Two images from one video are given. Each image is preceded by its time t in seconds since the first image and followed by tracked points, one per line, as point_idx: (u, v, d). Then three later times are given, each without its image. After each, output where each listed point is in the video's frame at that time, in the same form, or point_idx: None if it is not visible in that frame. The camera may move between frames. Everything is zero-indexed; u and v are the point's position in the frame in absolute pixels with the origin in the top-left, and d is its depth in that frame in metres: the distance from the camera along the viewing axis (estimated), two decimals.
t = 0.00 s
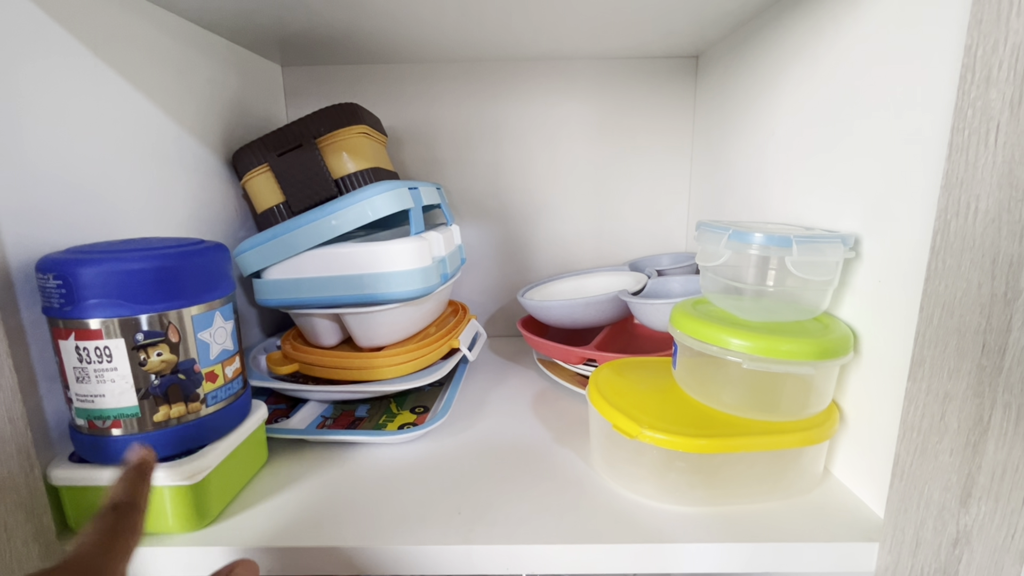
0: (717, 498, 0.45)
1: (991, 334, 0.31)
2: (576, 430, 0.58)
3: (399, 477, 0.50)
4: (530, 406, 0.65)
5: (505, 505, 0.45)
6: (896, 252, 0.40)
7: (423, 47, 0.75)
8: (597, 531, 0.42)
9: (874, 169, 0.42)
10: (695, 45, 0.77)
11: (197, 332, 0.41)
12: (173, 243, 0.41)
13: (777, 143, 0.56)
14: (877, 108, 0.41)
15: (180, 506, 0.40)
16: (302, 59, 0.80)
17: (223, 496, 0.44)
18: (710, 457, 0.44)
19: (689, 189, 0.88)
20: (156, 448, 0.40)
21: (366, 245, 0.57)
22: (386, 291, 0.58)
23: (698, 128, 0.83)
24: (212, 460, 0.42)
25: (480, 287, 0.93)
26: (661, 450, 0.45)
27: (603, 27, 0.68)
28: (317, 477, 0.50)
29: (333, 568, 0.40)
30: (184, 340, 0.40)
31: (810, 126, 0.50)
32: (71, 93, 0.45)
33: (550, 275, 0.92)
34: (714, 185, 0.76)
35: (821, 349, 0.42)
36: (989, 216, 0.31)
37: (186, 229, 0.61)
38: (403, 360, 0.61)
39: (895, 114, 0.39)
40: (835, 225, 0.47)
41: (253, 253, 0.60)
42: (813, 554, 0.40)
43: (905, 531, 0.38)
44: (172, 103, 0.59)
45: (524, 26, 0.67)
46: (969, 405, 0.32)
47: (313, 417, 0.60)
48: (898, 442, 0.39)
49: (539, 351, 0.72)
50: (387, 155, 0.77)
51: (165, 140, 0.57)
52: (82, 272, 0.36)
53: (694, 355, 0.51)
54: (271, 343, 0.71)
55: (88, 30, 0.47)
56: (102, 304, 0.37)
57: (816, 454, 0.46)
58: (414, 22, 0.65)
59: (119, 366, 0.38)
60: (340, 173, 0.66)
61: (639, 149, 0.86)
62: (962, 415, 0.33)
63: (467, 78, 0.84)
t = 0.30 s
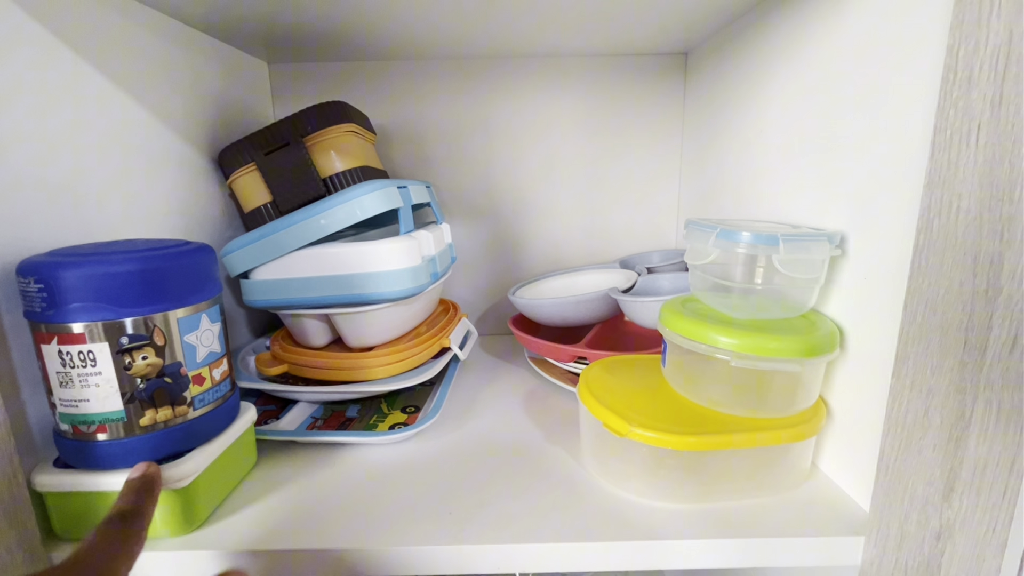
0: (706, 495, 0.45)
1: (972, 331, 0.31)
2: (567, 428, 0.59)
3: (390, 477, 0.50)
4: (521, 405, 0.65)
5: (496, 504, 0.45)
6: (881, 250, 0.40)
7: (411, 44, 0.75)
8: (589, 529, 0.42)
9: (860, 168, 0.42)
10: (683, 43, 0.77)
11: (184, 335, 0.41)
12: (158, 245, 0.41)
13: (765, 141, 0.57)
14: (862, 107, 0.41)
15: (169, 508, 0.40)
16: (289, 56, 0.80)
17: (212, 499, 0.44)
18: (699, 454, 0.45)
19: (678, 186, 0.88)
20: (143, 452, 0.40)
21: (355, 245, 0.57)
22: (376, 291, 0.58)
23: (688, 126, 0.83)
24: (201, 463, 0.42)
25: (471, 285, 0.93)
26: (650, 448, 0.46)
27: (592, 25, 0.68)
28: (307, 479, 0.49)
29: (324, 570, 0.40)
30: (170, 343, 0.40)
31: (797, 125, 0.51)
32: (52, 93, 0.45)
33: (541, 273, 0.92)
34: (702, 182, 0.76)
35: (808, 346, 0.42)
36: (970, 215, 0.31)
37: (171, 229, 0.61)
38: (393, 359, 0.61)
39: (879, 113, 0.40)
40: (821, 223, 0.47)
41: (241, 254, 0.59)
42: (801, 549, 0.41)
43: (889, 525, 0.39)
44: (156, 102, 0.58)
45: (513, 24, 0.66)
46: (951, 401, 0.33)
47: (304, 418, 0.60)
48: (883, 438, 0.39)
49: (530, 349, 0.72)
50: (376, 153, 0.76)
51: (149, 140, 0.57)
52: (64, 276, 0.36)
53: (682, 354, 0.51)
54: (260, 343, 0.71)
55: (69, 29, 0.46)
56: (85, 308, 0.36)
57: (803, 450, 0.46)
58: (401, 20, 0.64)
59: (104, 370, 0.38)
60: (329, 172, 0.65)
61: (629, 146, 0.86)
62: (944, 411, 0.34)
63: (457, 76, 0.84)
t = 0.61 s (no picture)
0: (703, 496, 0.44)
1: (983, 329, 0.30)
2: (558, 427, 0.57)
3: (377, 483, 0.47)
4: (511, 403, 0.63)
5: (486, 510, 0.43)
6: (884, 242, 0.39)
7: (393, 28, 0.71)
8: (584, 535, 0.40)
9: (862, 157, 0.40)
10: (674, 28, 0.75)
11: (149, 338, 0.38)
12: (119, 241, 0.38)
13: (760, 130, 0.55)
14: (865, 94, 0.40)
15: (135, 527, 0.37)
16: (264, 40, 0.76)
17: (187, 512, 0.41)
18: (697, 455, 0.43)
19: (669, 177, 0.86)
20: (106, 466, 0.37)
21: (335, 239, 0.54)
22: (358, 288, 0.55)
23: (678, 114, 0.81)
24: (171, 475, 0.39)
25: (458, 279, 0.91)
26: (646, 449, 0.44)
27: (582, 9, 0.65)
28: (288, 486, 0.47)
29: None
30: (135, 348, 0.37)
31: (794, 112, 0.49)
32: None
33: (529, 266, 0.90)
34: (694, 173, 0.75)
35: (807, 343, 0.41)
36: (983, 207, 0.30)
37: (139, 224, 0.57)
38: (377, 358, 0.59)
39: (883, 100, 0.38)
40: (819, 215, 0.46)
41: (214, 249, 0.56)
42: (801, 551, 0.40)
43: (892, 526, 0.38)
44: (119, 88, 0.54)
45: (499, 7, 0.64)
46: (959, 401, 0.32)
47: (284, 421, 0.58)
48: (886, 437, 0.38)
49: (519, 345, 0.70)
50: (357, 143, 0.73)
51: (111, 128, 0.53)
52: (15, 277, 0.33)
53: (677, 350, 0.50)
54: (237, 343, 0.68)
55: (17, 7, 0.43)
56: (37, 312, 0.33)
57: (801, 448, 0.45)
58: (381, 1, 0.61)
59: (61, 379, 0.35)
60: (307, 162, 0.62)
61: (618, 135, 0.84)
62: (952, 411, 0.32)
63: (440, 61, 0.81)
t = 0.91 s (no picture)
0: (709, 493, 0.43)
1: (997, 320, 0.30)
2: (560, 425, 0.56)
3: (376, 483, 0.46)
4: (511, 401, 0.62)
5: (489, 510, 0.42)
6: (892, 234, 0.38)
7: (388, 21, 0.70)
8: (590, 534, 0.40)
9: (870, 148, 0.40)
10: (673, 21, 0.74)
11: (141, 339, 0.37)
12: (109, 238, 0.37)
13: (764, 122, 0.54)
14: (872, 83, 0.39)
15: (131, 531, 0.36)
16: (256, 34, 0.74)
17: (181, 516, 0.40)
18: (703, 452, 0.43)
19: (668, 171, 0.85)
20: (98, 471, 0.36)
21: (332, 236, 0.53)
22: (355, 285, 0.54)
23: (677, 108, 0.81)
24: (165, 479, 0.38)
25: (455, 276, 0.90)
26: (652, 446, 0.44)
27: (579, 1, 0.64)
28: (285, 488, 0.46)
29: None
30: (126, 349, 0.36)
31: (799, 104, 0.48)
32: None
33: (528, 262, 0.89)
34: (694, 167, 0.74)
35: (815, 338, 0.40)
36: (997, 196, 0.29)
37: (129, 221, 0.56)
38: (375, 357, 0.58)
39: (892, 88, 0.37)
40: (825, 207, 0.45)
41: (207, 247, 0.55)
42: (810, 549, 0.39)
43: (902, 522, 0.37)
44: (106, 82, 0.53)
45: None
46: (972, 394, 0.31)
47: (281, 422, 0.56)
48: (895, 431, 0.38)
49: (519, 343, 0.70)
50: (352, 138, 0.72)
51: (98, 123, 0.52)
52: None
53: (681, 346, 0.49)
54: (231, 343, 0.67)
55: None
56: (24, 312, 0.32)
57: (807, 443, 0.45)
58: None
59: (48, 382, 0.34)
60: (301, 158, 0.61)
61: (617, 130, 0.84)
62: (964, 404, 0.32)
63: (437, 55, 0.80)
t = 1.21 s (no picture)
0: (704, 493, 0.43)
1: (995, 318, 0.29)
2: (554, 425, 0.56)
3: (367, 486, 0.46)
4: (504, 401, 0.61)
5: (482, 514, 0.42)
6: (886, 230, 0.38)
7: (377, 16, 0.69)
8: (584, 536, 0.39)
9: (864, 143, 0.39)
10: (666, 16, 0.73)
11: (121, 343, 0.36)
12: (88, 239, 0.36)
13: (757, 118, 0.54)
14: (866, 77, 0.39)
15: (114, 537, 0.35)
16: (242, 29, 0.73)
17: (165, 524, 0.39)
18: (698, 451, 0.42)
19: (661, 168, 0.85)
20: (78, 478, 0.35)
21: (321, 236, 0.52)
22: (344, 286, 0.53)
23: (670, 104, 0.80)
24: (148, 486, 0.37)
25: (448, 275, 0.89)
26: (647, 446, 0.43)
27: None
28: (273, 493, 0.45)
29: None
30: (105, 353, 0.35)
31: (792, 99, 0.48)
32: None
33: (521, 260, 0.88)
34: (688, 163, 0.73)
35: (806, 329, 0.40)
36: (995, 191, 0.29)
37: (112, 221, 0.55)
38: (366, 358, 0.57)
39: (887, 83, 0.37)
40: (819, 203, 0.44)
41: (193, 247, 0.54)
42: (806, 549, 0.39)
43: (898, 520, 0.37)
44: (86, 79, 0.51)
45: None
46: (969, 392, 0.31)
47: (270, 424, 0.55)
48: (891, 429, 0.37)
49: (512, 342, 0.69)
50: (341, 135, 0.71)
51: (79, 121, 0.50)
52: None
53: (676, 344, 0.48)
54: (220, 344, 0.66)
55: None
56: None
57: (802, 441, 0.44)
58: None
59: (25, 388, 0.33)
60: (289, 156, 0.60)
61: (610, 126, 0.83)
62: (961, 402, 0.31)
63: (427, 51, 0.79)
